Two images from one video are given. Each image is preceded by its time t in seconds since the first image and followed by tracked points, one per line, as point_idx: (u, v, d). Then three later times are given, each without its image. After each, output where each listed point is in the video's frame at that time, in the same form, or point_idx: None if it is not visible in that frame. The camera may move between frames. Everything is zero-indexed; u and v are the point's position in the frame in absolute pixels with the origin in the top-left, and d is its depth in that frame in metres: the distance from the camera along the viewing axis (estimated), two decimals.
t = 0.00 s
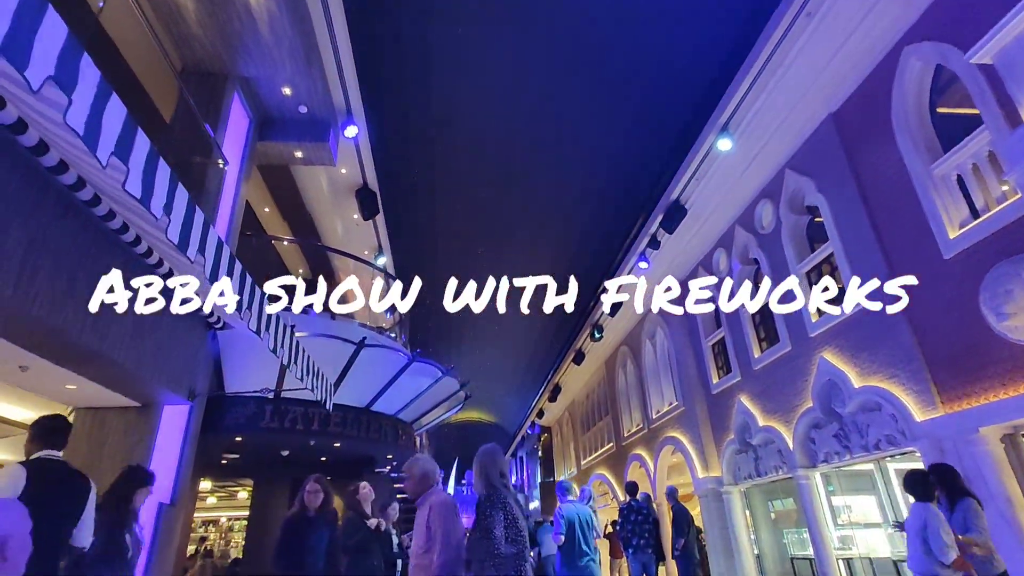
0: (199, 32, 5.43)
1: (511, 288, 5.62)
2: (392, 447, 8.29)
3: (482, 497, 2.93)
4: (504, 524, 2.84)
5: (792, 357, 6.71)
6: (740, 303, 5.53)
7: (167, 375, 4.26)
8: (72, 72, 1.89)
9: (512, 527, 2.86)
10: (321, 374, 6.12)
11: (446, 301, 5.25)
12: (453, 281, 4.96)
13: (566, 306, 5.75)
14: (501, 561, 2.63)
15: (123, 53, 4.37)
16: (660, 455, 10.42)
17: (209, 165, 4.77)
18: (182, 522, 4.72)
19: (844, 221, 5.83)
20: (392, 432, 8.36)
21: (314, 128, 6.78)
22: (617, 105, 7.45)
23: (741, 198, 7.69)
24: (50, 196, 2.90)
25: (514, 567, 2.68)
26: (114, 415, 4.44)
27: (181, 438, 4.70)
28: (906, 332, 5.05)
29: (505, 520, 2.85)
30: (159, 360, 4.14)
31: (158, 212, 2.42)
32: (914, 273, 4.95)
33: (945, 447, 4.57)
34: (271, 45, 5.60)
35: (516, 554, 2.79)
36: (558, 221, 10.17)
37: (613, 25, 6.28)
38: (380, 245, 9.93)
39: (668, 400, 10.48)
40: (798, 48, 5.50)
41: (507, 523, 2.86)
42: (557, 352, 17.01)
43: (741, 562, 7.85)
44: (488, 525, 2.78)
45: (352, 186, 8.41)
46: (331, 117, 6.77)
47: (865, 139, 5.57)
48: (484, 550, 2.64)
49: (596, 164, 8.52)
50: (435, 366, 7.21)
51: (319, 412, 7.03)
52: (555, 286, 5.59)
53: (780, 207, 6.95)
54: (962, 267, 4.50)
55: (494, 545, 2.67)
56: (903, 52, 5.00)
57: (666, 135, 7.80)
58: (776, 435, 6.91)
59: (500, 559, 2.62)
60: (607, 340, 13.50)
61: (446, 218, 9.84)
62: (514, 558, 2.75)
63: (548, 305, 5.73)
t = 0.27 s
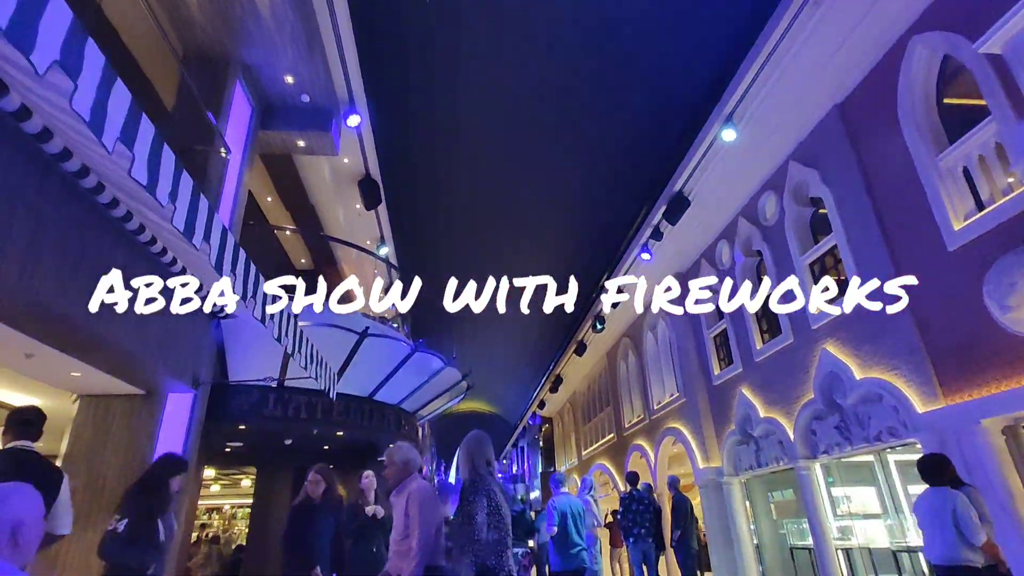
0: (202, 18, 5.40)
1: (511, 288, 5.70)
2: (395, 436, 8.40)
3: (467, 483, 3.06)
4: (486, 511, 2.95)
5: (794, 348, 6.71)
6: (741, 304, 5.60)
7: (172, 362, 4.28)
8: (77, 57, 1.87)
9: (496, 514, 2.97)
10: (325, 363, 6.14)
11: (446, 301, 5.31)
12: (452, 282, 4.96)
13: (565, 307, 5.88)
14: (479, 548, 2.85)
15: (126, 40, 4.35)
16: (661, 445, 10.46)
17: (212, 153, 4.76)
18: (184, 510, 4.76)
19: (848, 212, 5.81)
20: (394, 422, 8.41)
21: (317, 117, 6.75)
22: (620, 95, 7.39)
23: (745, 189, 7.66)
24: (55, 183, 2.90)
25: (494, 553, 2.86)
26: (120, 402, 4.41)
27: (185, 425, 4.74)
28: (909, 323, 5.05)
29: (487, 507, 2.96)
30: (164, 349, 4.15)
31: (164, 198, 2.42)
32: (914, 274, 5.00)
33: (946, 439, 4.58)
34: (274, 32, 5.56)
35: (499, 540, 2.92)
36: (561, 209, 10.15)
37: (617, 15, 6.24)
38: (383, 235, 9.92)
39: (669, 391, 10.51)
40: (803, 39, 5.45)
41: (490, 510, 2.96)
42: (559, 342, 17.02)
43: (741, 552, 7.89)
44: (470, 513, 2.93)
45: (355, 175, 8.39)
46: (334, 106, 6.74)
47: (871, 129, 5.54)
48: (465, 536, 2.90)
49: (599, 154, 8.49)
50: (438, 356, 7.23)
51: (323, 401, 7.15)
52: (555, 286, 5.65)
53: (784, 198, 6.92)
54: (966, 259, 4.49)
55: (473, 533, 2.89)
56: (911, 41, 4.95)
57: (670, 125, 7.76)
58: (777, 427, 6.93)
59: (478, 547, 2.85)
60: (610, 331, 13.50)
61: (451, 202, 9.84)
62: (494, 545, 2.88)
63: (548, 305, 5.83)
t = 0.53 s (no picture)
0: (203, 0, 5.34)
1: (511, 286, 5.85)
2: (397, 421, 8.47)
3: (448, 470, 2.95)
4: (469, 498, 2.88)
5: (797, 336, 6.71)
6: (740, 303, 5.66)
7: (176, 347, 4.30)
8: (82, 37, 1.86)
9: (479, 499, 2.91)
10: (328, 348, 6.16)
11: (446, 300, 5.48)
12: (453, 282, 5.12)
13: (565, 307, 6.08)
14: (464, 535, 2.80)
15: (127, 21, 4.31)
16: (662, 432, 10.51)
17: (215, 138, 4.74)
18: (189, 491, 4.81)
19: (853, 200, 5.78)
20: (396, 407, 8.47)
21: (320, 101, 6.70)
22: (626, 80, 7.34)
23: (750, 176, 7.60)
24: (59, 166, 2.90)
25: (478, 539, 2.82)
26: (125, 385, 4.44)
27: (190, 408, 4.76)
28: (913, 312, 5.04)
29: (470, 494, 2.88)
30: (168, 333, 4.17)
31: (169, 181, 2.42)
32: (919, 262, 4.98)
33: (948, 427, 4.59)
34: (276, 15, 5.50)
35: (483, 525, 2.88)
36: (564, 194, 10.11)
37: None
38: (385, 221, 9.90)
39: (671, 379, 10.53)
40: (811, 24, 5.39)
41: (474, 496, 2.90)
42: (561, 330, 17.03)
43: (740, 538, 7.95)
44: (454, 500, 2.84)
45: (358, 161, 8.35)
46: (336, 90, 6.68)
47: (878, 116, 5.48)
48: (448, 525, 2.82)
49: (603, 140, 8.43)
50: (441, 342, 7.26)
51: (327, 386, 7.22)
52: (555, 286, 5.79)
53: (789, 185, 6.87)
54: (972, 247, 4.47)
55: (457, 521, 2.81)
56: (921, 26, 4.88)
57: (675, 111, 7.69)
58: (778, 414, 6.94)
59: (462, 535, 2.78)
60: (612, 319, 13.51)
61: (454, 186, 9.82)
62: (478, 532, 2.84)
63: (548, 306, 5.97)
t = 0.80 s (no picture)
0: None
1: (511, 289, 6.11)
2: (400, 405, 8.56)
3: (431, 451, 2.68)
4: (452, 481, 2.59)
5: (799, 323, 6.71)
6: (739, 303, 5.62)
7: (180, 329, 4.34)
8: (83, 16, 1.84)
9: (463, 483, 2.62)
10: (331, 332, 6.18)
11: (446, 300, 5.66)
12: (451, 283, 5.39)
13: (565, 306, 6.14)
14: (445, 521, 2.53)
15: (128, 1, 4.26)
16: (663, 418, 10.56)
17: (217, 120, 4.71)
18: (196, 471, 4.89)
19: (859, 186, 5.74)
20: (400, 390, 8.54)
21: (321, 84, 6.63)
22: (631, 65, 7.22)
23: (755, 162, 7.54)
24: (63, 148, 2.89)
25: (461, 523, 2.55)
26: (128, 367, 4.48)
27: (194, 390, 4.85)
28: (916, 300, 5.03)
29: (453, 477, 2.60)
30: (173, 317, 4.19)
31: (172, 163, 2.41)
32: (924, 249, 4.97)
33: (948, 414, 4.62)
34: None
35: (467, 509, 2.60)
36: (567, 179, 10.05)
37: None
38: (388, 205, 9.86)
39: (673, 365, 10.56)
40: (819, 7, 5.31)
41: (457, 479, 2.61)
42: (563, 315, 17.04)
43: (739, 522, 8.02)
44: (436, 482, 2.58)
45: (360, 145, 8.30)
46: (339, 73, 6.62)
47: (886, 101, 5.41)
48: (430, 507, 2.58)
49: (608, 125, 8.36)
50: (443, 326, 7.29)
51: (330, 369, 7.27)
52: (555, 287, 5.93)
53: (794, 171, 6.82)
54: (977, 235, 4.44)
55: (439, 504, 2.55)
56: (932, 9, 4.80)
57: (681, 95, 7.61)
58: (779, 401, 6.97)
59: (444, 518, 2.53)
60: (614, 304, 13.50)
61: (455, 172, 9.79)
62: (461, 515, 2.57)
63: (548, 306, 6.05)
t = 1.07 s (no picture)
0: None
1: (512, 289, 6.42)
2: (403, 389, 8.62)
3: (416, 431, 2.57)
4: (437, 463, 2.49)
5: (802, 310, 6.71)
6: (739, 302, 5.71)
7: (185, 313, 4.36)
8: None
9: (447, 465, 2.52)
10: (335, 317, 6.19)
11: (446, 300, 5.78)
12: (452, 283, 5.50)
13: (565, 306, 6.19)
14: (426, 501, 2.45)
15: None
16: (664, 403, 10.61)
17: (219, 103, 4.69)
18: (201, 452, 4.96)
19: (865, 173, 5.69)
20: (402, 375, 8.60)
21: (324, 66, 6.58)
22: (637, 37, 7.22)
23: (760, 148, 7.47)
24: (65, 131, 2.89)
25: (441, 504, 2.47)
26: (134, 350, 4.51)
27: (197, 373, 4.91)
28: (919, 287, 5.02)
29: (438, 459, 2.49)
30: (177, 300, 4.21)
31: (175, 145, 2.40)
32: (929, 236, 4.95)
33: (949, 400, 4.63)
34: None
35: (448, 492, 2.52)
36: (571, 154, 10.04)
37: None
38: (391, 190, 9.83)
39: (674, 351, 10.58)
40: None
41: (441, 461, 2.51)
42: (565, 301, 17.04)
43: (738, 507, 8.09)
44: (420, 463, 2.48)
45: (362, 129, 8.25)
46: (341, 56, 6.55)
47: (894, 86, 5.35)
48: (412, 486, 2.48)
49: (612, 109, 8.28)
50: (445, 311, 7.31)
51: (333, 353, 7.32)
52: (554, 288, 6.07)
53: (799, 157, 6.76)
54: (983, 222, 4.42)
55: (422, 485, 2.45)
56: None
57: (686, 79, 7.52)
58: (780, 387, 6.99)
59: (426, 499, 2.44)
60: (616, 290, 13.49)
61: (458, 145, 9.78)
62: (443, 498, 2.48)
63: (548, 306, 6.16)
